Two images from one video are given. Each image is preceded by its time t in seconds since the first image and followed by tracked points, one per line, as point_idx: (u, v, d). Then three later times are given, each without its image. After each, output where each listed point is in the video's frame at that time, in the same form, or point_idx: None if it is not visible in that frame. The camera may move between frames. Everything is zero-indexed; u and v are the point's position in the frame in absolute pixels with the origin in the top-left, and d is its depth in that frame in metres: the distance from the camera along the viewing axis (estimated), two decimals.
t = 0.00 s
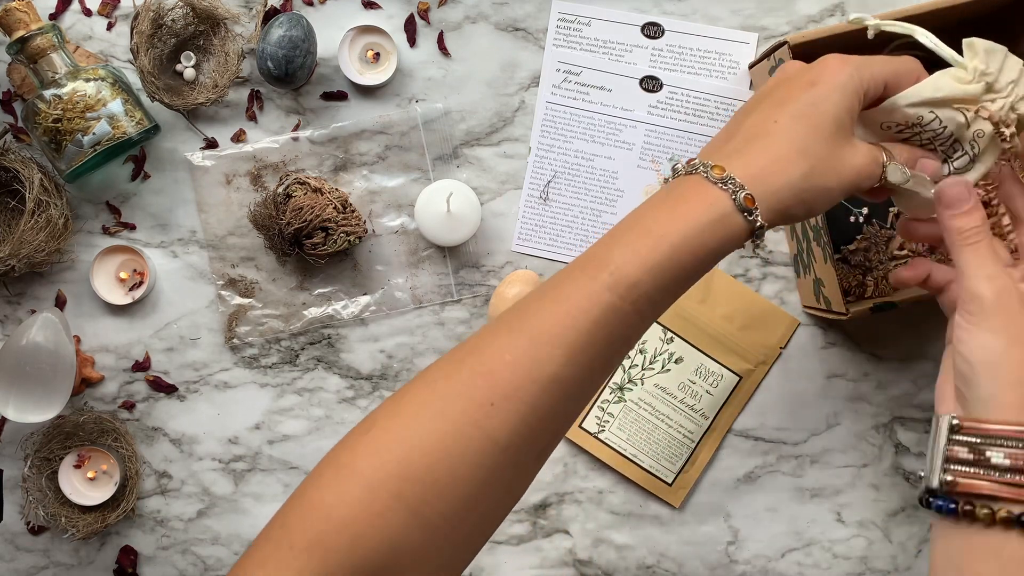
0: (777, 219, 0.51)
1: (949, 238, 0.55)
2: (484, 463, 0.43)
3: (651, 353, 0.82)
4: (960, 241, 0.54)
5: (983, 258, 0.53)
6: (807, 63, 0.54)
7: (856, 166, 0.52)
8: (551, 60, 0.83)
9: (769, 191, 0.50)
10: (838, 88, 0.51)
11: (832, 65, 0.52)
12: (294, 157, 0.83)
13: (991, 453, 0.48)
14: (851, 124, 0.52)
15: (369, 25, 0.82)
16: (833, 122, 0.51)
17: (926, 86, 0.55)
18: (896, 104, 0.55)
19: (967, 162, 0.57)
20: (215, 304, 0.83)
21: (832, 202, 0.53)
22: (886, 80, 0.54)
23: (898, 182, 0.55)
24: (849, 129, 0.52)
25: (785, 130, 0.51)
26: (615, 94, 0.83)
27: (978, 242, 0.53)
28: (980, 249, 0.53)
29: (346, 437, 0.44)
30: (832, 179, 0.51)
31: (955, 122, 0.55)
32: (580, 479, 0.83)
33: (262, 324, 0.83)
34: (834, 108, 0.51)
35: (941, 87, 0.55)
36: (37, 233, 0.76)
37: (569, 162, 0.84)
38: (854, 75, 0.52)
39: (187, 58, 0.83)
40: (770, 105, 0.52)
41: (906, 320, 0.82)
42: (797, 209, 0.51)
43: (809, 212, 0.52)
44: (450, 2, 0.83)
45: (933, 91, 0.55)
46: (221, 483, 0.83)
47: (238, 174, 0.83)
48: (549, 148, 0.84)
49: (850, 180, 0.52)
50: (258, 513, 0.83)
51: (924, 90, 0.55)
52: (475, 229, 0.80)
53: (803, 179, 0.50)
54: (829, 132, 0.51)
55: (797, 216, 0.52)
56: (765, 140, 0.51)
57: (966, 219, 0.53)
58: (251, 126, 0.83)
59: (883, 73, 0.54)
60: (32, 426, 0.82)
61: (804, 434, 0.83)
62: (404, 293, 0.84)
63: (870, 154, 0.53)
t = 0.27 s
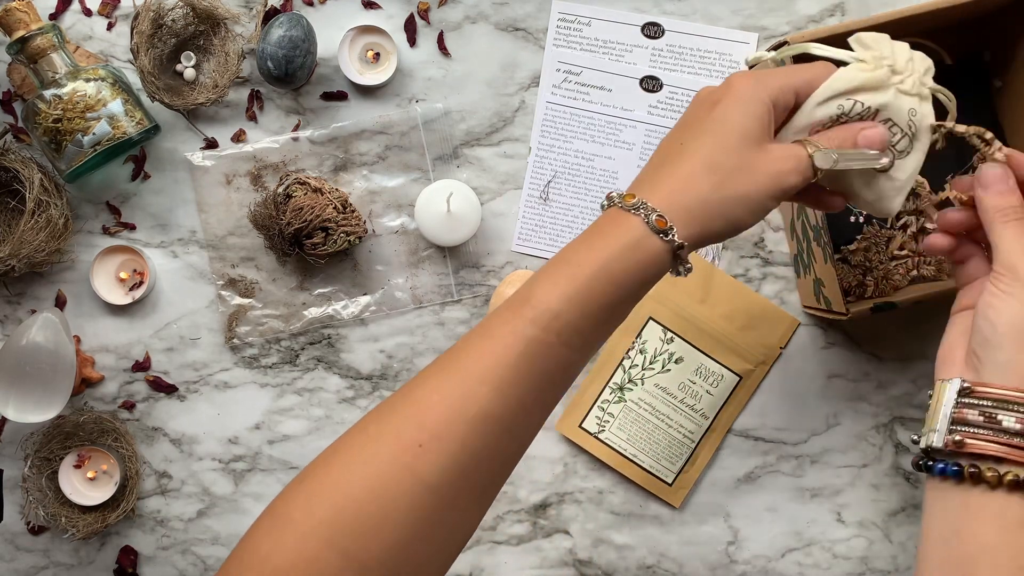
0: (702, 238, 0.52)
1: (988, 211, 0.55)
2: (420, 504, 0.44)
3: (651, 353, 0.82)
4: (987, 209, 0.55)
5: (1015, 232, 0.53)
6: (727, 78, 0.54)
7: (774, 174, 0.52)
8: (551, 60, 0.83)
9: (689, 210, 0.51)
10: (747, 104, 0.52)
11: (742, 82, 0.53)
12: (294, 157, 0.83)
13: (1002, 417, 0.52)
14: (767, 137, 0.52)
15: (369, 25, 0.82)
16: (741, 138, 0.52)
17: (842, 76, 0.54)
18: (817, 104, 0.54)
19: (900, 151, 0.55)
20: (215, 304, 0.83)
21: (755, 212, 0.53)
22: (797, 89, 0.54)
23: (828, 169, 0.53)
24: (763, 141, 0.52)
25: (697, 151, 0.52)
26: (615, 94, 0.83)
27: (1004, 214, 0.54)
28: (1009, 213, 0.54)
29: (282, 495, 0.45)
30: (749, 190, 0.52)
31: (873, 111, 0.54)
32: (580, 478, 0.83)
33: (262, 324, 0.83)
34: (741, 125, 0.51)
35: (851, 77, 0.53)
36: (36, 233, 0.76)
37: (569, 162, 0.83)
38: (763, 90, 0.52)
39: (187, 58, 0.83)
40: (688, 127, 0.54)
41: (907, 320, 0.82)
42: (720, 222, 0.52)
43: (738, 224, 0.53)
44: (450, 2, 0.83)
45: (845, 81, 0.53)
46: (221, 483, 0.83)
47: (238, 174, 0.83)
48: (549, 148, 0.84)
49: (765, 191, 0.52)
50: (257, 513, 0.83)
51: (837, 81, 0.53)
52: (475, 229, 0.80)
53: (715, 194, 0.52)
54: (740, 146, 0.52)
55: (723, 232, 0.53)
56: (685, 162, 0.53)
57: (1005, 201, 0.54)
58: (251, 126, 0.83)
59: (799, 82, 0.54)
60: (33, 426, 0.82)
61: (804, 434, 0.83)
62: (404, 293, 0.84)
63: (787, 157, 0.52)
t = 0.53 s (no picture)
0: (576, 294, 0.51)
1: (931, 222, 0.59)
2: (337, 557, 0.48)
3: (651, 353, 0.82)
4: (936, 226, 0.58)
5: (958, 243, 0.56)
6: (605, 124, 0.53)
7: (630, 213, 0.49)
8: (551, 60, 0.83)
9: (570, 262, 0.50)
10: (619, 152, 0.51)
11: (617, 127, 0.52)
12: (294, 157, 0.83)
13: (990, 415, 0.53)
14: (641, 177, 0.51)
15: (369, 25, 0.82)
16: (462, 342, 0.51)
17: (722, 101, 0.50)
18: (695, 128, 0.51)
19: (811, 171, 0.52)
20: (215, 304, 0.83)
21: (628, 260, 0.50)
22: (671, 123, 0.52)
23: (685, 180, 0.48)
24: (623, 181, 0.50)
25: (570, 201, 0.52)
26: (616, 94, 0.83)
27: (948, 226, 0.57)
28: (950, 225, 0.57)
29: None
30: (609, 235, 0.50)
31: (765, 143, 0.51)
32: (580, 479, 0.83)
33: (262, 324, 0.83)
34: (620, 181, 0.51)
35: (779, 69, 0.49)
36: (36, 233, 0.76)
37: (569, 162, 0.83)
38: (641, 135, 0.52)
39: (187, 58, 0.83)
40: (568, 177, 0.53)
41: (907, 320, 0.82)
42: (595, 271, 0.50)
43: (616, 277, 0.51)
44: (450, 2, 0.83)
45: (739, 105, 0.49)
46: (221, 483, 0.83)
47: (238, 174, 0.83)
48: (549, 148, 0.84)
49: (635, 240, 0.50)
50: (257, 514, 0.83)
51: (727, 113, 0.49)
52: (475, 229, 0.80)
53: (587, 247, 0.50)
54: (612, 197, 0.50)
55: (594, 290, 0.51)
56: (568, 217, 0.51)
57: (947, 217, 0.57)
58: (251, 126, 0.83)
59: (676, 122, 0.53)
60: (32, 426, 0.82)
61: (804, 434, 0.83)
62: (404, 293, 0.84)
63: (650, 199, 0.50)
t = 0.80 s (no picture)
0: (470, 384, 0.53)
1: (849, 316, 0.48)
2: None
3: (651, 353, 0.82)
4: (848, 321, 0.48)
5: (872, 354, 0.47)
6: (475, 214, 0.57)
7: (511, 289, 0.52)
8: (551, 59, 0.83)
9: (458, 359, 0.53)
10: (495, 239, 0.54)
11: (488, 215, 0.55)
12: (294, 157, 0.83)
13: None
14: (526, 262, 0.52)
15: (369, 24, 0.82)
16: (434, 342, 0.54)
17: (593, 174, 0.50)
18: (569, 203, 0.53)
19: (693, 222, 0.50)
20: (215, 304, 0.83)
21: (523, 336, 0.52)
22: (540, 206, 0.55)
23: (559, 250, 0.50)
24: (503, 266, 0.53)
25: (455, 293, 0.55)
26: (615, 94, 0.83)
27: (868, 322, 0.47)
28: (868, 324, 0.47)
29: None
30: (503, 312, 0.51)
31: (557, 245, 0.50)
32: (580, 479, 0.83)
33: (262, 324, 0.83)
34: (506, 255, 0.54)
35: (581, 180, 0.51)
36: (36, 233, 0.76)
37: (569, 162, 0.83)
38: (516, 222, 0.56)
39: (186, 58, 0.82)
40: (446, 279, 0.56)
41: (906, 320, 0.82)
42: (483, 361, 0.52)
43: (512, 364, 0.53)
44: (450, 2, 0.83)
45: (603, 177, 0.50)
46: (221, 483, 0.83)
47: (238, 174, 0.82)
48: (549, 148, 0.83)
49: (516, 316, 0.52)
50: (258, 514, 0.83)
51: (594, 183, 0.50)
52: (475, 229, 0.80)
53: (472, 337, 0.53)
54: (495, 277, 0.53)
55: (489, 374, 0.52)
56: (450, 317, 0.54)
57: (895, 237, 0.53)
58: (251, 126, 0.83)
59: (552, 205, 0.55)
60: (32, 426, 0.82)
61: (804, 434, 0.83)
62: (403, 293, 0.83)
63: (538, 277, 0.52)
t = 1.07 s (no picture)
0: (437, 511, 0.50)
1: (702, 437, 0.49)
2: None
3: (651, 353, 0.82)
4: (716, 451, 0.49)
5: (744, 460, 0.48)
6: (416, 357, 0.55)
7: (491, 454, 0.50)
8: (551, 59, 0.83)
9: (429, 520, 0.50)
10: (449, 369, 0.52)
11: (434, 355, 0.54)
12: (294, 157, 0.83)
13: None
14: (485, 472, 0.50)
15: (369, 24, 0.82)
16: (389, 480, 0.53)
17: (565, 317, 0.51)
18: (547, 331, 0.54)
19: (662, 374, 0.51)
20: (215, 304, 0.83)
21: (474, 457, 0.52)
22: (492, 337, 0.55)
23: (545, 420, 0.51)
24: (471, 415, 0.51)
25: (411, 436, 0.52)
26: (616, 94, 0.83)
27: (726, 440, 0.48)
28: (733, 444, 0.48)
29: None
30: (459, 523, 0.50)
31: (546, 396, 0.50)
32: (580, 479, 0.83)
33: (262, 324, 0.83)
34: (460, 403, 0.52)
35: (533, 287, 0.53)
36: (36, 233, 0.76)
37: (569, 162, 0.83)
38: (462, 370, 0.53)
39: (186, 58, 0.82)
40: (406, 419, 0.53)
41: (906, 320, 0.82)
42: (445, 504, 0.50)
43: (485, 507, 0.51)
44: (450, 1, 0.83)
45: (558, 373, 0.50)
46: (221, 483, 0.83)
47: (238, 174, 0.82)
48: (549, 148, 0.83)
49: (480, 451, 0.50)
50: (258, 514, 0.83)
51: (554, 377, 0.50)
52: (475, 229, 0.80)
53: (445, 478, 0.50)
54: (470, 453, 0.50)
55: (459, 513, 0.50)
56: (422, 472, 0.51)
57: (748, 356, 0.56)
58: (251, 126, 0.83)
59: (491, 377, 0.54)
60: (32, 426, 0.82)
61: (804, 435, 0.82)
62: (404, 293, 0.83)
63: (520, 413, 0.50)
